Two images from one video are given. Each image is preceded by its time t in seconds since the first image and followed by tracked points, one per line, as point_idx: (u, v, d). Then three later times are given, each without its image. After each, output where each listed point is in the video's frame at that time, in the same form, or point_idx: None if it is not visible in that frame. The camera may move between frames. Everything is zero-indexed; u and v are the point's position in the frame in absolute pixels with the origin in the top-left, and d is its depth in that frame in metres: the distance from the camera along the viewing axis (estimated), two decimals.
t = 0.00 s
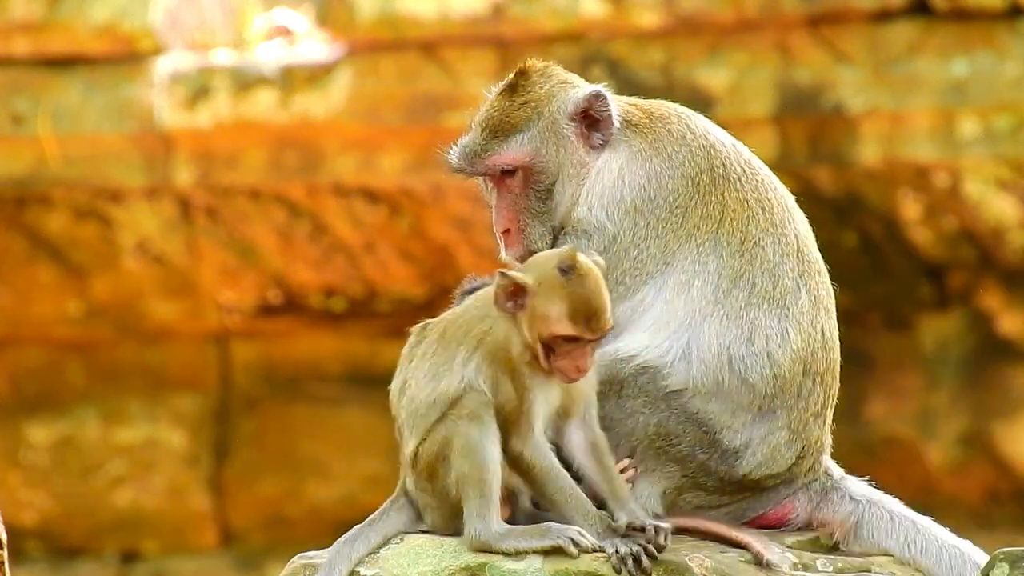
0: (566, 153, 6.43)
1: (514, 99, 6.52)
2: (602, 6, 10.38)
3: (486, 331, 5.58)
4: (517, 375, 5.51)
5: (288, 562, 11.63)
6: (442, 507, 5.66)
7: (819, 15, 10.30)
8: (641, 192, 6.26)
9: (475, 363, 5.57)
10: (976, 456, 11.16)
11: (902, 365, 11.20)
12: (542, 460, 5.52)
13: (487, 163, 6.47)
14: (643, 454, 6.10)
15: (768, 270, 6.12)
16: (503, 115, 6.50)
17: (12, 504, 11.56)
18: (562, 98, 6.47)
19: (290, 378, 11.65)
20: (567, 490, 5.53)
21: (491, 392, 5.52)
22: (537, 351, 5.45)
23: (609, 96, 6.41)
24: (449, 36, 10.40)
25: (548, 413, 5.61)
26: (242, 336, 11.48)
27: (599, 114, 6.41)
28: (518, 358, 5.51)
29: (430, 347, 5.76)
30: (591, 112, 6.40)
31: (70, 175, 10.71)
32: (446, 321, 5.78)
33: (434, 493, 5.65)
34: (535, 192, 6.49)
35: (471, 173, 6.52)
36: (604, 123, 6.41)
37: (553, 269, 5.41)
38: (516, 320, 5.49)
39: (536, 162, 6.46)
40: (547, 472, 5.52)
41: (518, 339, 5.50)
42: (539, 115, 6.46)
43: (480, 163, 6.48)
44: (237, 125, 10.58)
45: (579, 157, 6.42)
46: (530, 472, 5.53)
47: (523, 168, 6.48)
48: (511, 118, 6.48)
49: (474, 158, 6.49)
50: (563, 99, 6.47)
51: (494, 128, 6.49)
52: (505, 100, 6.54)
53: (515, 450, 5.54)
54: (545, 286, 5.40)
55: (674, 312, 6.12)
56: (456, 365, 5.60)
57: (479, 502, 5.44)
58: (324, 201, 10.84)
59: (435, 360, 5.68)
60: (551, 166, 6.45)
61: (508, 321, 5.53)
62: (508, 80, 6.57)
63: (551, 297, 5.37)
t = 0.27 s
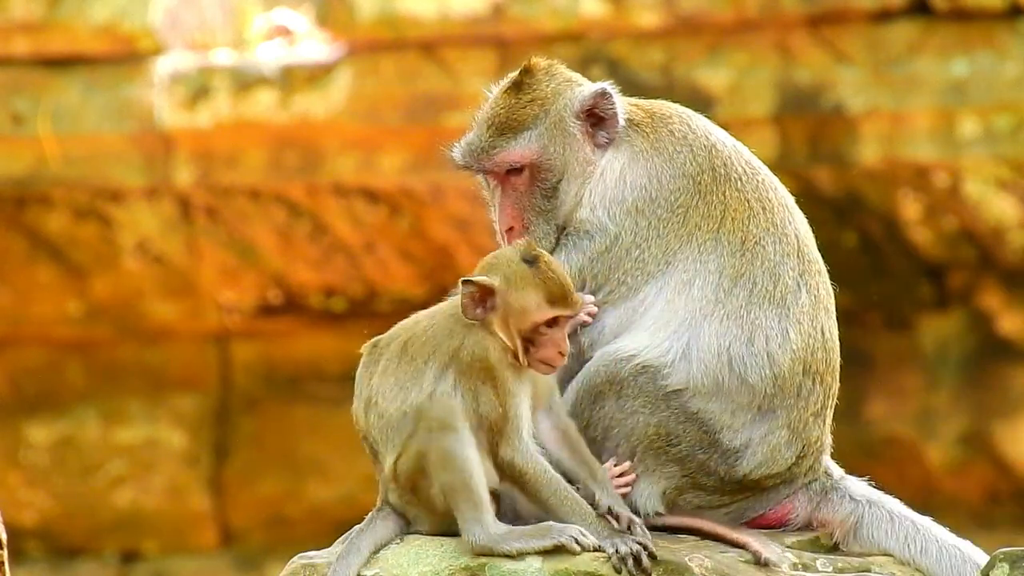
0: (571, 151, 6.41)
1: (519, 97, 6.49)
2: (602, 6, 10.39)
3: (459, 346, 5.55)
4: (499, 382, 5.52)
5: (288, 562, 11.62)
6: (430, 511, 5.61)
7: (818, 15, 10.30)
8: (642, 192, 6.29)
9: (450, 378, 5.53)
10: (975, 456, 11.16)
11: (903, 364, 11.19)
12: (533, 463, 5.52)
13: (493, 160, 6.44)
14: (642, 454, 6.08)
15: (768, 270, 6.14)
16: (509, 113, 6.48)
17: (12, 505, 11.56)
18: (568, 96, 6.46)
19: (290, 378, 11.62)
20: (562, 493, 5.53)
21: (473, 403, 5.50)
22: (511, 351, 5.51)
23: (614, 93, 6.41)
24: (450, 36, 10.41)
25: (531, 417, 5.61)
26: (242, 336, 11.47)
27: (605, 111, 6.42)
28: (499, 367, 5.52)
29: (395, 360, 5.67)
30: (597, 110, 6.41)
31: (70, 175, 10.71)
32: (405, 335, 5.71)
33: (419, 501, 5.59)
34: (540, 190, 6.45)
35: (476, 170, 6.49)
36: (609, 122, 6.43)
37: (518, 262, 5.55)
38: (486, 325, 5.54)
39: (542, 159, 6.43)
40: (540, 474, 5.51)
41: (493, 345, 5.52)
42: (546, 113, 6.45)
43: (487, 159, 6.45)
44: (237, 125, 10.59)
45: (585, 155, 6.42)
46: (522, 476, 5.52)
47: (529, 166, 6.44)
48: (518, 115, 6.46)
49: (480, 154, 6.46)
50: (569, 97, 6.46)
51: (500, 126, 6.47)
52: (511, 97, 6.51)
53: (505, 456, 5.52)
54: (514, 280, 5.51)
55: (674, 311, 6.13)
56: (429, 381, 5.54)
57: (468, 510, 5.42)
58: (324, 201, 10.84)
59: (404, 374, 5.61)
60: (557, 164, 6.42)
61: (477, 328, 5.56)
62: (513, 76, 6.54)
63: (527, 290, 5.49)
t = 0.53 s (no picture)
0: (577, 150, 6.42)
1: (525, 95, 6.48)
2: (602, 6, 10.40)
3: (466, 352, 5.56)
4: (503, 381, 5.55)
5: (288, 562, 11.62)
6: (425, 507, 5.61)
7: (818, 15, 10.31)
8: (643, 191, 6.29)
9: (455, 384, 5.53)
10: (976, 456, 11.16)
11: (903, 365, 11.19)
12: (535, 462, 5.51)
13: (499, 158, 6.44)
14: (642, 455, 6.06)
15: (768, 269, 6.15)
16: (515, 110, 6.47)
17: (12, 505, 11.57)
18: (574, 95, 6.47)
19: (290, 378, 11.61)
20: (564, 493, 5.51)
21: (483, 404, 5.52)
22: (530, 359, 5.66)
23: (619, 93, 6.42)
24: (450, 36, 10.41)
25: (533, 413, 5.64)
26: (242, 336, 11.47)
27: (608, 111, 6.43)
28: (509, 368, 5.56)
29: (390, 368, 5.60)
30: (602, 109, 6.42)
31: (70, 175, 10.71)
32: (398, 344, 5.63)
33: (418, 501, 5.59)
34: (546, 189, 6.44)
35: (480, 168, 6.50)
36: (613, 121, 6.44)
37: (537, 274, 5.70)
38: (512, 340, 5.61)
39: (549, 158, 6.43)
40: (542, 474, 5.50)
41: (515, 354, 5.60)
42: (553, 112, 6.46)
43: (495, 156, 6.44)
44: (236, 125, 10.59)
45: (589, 154, 6.42)
46: (527, 475, 5.50)
47: (536, 165, 6.43)
48: (524, 113, 6.45)
49: (487, 151, 6.45)
50: (574, 96, 6.47)
51: (506, 125, 6.46)
52: (515, 95, 6.50)
53: (509, 455, 5.51)
54: (541, 292, 5.66)
55: (675, 311, 6.12)
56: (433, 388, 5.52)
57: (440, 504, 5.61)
58: (324, 201, 10.83)
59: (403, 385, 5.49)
60: (562, 164, 6.42)
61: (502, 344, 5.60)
62: (517, 75, 6.54)
63: (554, 301, 5.68)
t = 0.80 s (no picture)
0: (578, 150, 6.41)
1: (525, 95, 6.47)
2: (602, 6, 10.41)
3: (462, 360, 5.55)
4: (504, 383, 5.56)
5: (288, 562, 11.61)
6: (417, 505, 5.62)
7: (819, 15, 10.31)
8: (643, 192, 6.30)
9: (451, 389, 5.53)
10: (976, 456, 11.16)
11: (903, 365, 11.19)
12: (535, 461, 5.51)
13: (500, 158, 6.42)
14: (643, 455, 6.05)
15: (768, 270, 6.15)
16: (515, 111, 6.46)
17: (12, 505, 11.57)
18: (574, 95, 6.47)
19: (290, 378, 11.59)
20: (563, 492, 5.51)
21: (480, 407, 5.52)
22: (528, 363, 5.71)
23: (620, 93, 6.42)
24: (450, 36, 10.41)
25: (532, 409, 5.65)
26: (242, 336, 11.47)
27: (609, 111, 6.43)
28: (508, 371, 5.58)
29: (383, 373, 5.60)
30: (602, 109, 6.41)
31: (69, 175, 10.71)
32: (393, 350, 5.63)
33: (411, 500, 5.60)
34: (546, 189, 6.43)
35: (481, 168, 6.48)
36: (613, 121, 6.44)
37: (537, 282, 5.72)
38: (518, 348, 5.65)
39: (549, 158, 6.42)
40: (542, 473, 5.50)
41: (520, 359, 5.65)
42: (552, 113, 6.45)
43: (494, 155, 6.43)
44: (236, 125, 10.59)
45: (590, 155, 6.42)
46: (528, 474, 5.51)
47: (536, 165, 6.43)
48: (525, 113, 6.45)
49: (486, 151, 6.44)
50: (574, 97, 6.47)
51: (506, 124, 6.44)
52: (515, 95, 6.49)
53: (509, 455, 5.53)
54: (544, 300, 5.69)
55: (675, 311, 6.12)
56: (427, 393, 5.53)
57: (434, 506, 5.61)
58: (324, 201, 10.83)
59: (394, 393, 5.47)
60: (562, 164, 6.42)
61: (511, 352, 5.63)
62: (518, 75, 6.53)
63: (557, 306, 5.72)
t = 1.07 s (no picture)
0: (577, 150, 6.42)
1: (524, 95, 6.49)
2: (602, 6, 10.41)
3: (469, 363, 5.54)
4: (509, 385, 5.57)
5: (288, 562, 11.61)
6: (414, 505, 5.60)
7: (819, 15, 10.31)
8: (642, 192, 6.29)
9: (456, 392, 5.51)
10: (976, 456, 11.16)
11: (903, 365, 11.19)
12: (538, 460, 5.52)
13: (497, 155, 6.46)
14: (643, 455, 6.05)
15: (768, 270, 6.15)
16: (514, 111, 6.49)
17: (12, 505, 11.57)
18: (573, 96, 6.48)
19: (290, 378, 11.59)
20: (565, 491, 5.53)
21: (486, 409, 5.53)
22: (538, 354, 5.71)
23: (618, 93, 6.42)
24: (450, 36, 10.41)
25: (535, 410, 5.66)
26: (242, 336, 11.47)
27: (608, 111, 6.42)
28: (517, 369, 5.58)
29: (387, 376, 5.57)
30: (601, 109, 6.41)
31: (69, 175, 10.71)
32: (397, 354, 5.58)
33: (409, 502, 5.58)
34: (545, 188, 6.46)
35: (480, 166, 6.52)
36: (613, 121, 6.43)
37: (544, 271, 5.71)
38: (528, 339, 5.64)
39: (548, 158, 6.44)
40: (544, 473, 5.52)
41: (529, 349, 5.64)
42: (551, 113, 6.46)
43: (494, 154, 6.47)
44: (236, 126, 10.59)
45: (589, 155, 6.43)
46: (529, 474, 5.53)
47: (535, 164, 6.45)
48: (524, 113, 6.47)
49: (486, 150, 6.48)
50: (572, 97, 6.48)
51: (505, 124, 6.48)
52: (514, 96, 6.51)
53: (511, 452, 5.53)
54: (551, 288, 5.68)
55: (674, 311, 6.12)
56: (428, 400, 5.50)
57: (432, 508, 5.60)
58: (324, 201, 10.83)
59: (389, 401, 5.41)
60: (561, 164, 6.43)
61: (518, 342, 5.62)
62: (517, 75, 6.55)
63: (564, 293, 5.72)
